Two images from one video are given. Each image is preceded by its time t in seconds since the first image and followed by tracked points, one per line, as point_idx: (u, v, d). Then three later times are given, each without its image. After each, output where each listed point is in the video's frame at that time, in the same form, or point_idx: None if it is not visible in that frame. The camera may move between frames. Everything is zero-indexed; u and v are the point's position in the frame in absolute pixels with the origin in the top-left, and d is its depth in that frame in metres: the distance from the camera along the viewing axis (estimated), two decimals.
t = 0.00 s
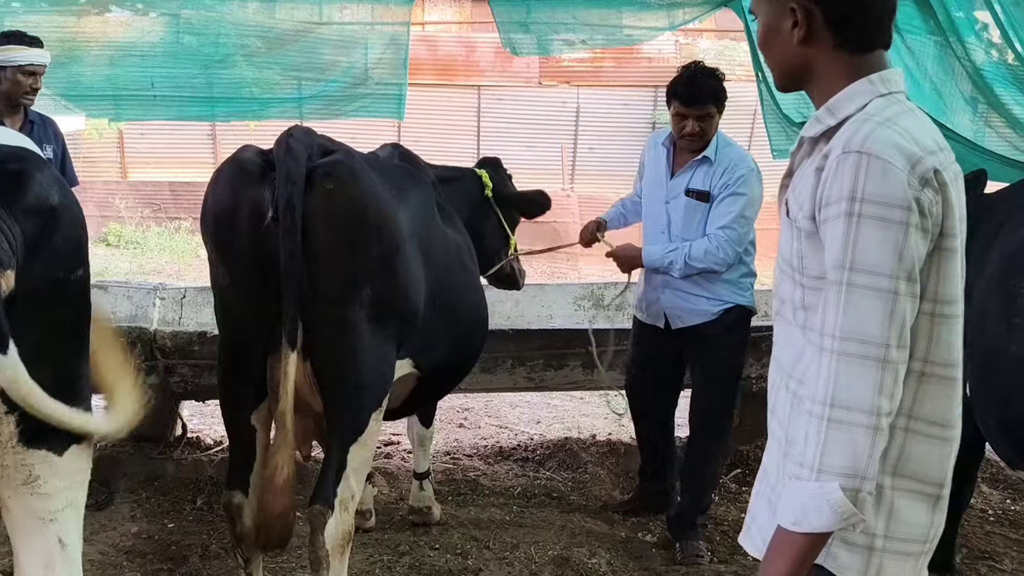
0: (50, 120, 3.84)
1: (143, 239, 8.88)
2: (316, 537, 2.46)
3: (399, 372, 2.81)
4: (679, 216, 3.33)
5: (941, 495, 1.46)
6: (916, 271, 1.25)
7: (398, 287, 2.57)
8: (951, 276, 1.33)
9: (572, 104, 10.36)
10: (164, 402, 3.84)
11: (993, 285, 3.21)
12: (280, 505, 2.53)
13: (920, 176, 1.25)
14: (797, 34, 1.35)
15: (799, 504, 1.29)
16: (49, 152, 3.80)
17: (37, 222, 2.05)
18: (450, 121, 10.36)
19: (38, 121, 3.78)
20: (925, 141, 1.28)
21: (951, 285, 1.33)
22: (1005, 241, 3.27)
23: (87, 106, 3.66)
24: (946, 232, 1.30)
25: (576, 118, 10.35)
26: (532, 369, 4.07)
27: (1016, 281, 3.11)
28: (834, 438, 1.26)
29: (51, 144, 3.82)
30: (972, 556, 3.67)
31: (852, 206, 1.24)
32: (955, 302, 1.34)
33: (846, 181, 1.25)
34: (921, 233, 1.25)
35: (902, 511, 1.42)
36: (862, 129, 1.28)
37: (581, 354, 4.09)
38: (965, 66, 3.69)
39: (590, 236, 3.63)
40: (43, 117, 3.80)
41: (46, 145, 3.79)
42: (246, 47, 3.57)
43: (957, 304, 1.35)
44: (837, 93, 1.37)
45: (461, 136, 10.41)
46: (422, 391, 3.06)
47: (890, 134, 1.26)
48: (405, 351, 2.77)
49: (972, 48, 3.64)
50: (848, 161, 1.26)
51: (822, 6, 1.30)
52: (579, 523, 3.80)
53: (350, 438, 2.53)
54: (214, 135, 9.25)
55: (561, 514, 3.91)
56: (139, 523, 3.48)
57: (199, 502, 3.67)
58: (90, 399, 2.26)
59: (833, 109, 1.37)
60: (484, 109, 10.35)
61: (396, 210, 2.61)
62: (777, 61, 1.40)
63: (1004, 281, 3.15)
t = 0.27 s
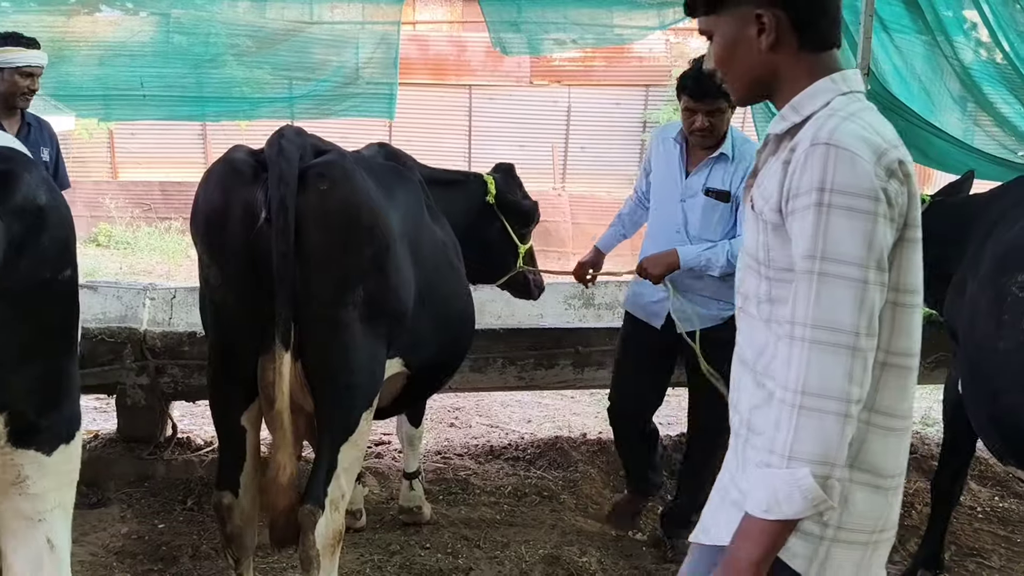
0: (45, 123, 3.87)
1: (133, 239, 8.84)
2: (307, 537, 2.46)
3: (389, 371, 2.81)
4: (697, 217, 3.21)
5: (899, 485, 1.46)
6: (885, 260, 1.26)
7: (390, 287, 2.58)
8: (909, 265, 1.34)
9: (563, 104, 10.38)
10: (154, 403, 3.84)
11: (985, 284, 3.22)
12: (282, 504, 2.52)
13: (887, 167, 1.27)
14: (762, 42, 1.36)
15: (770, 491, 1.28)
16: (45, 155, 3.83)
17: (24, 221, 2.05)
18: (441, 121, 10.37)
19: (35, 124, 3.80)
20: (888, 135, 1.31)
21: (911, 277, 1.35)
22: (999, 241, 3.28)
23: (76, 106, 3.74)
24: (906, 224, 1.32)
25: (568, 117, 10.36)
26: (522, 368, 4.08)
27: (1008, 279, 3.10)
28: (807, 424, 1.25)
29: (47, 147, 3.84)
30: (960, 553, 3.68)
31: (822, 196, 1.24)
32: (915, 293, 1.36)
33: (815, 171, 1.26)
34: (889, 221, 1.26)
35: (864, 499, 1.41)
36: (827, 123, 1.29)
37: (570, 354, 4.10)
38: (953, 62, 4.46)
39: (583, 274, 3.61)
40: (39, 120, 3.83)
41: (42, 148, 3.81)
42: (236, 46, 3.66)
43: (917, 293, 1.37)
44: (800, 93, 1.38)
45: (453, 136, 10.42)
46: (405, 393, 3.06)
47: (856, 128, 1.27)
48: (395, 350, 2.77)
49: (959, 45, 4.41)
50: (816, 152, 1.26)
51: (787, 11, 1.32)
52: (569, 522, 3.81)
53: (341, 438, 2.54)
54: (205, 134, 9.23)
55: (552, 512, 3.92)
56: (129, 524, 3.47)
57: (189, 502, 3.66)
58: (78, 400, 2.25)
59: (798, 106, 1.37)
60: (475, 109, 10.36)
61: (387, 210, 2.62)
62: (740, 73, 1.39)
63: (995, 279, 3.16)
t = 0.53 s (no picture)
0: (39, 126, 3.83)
1: (119, 239, 8.80)
2: (292, 535, 2.46)
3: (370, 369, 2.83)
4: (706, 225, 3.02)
5: (807, 487, 1.41)
6: (772, 265, 1.24)
7: (375, 286, 2.60)
8: (808, 265, 1.29)
9: (551, 104, 10.40)
10: (140, 403, 3.83)
11: (971, 280, 3.24)
12: (271, 502, 2.52)
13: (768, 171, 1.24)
14: (663, 42, 1.33)
15: (667, 500, 1.29)
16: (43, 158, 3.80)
17: (7, 221, 2.04)
18: (429, 121, 10.38)
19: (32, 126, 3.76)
20: (781, 136, 1.28)
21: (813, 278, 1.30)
22: (986, 238, 3.31)
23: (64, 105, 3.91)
24: (801, 225, 1.27)
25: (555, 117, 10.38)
26: (507, 367, 4.09)
27: (992, 274, 3.12)
28: (697, 431, 1.25)
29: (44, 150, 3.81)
30: (944, 549, 3.69)
31: (705, 202, 1.24)
32: (815, 293, 1.31)
33: (700, 177, 1.25)
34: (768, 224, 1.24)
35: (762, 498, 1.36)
36: (718, 128, 1.28)
37: (556, 352, 4.12)
38: (938, 62, 4.76)
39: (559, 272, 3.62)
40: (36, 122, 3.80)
41: (40, 151, 3.78)
42: (222, 46, 3.90)
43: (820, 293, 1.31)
44: (705, 93, 1.35)
45: (441, 135, 10.43)
46: (386, 392, 3.08)
47: (744, 132, 1.26)
48: (378, 348, 2.79)
49: (943, 45, 4.72)
50: (702, 159, 1.26)
51: (683, 13, 1.30)
52: (554, 520, 3.82)
53: (325, 436, 2.55)
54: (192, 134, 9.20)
55: (537, 510, 3.93)
56: (114, 524, 3.47)
57: (175, 502, 3.65)
58: (60, 400, 2.24)
59: (700, 108, 1.34)
60: (463, 109, 10.38)
61: (371, 209, 2.64)
62: (654, 69, 1.38)
63: (980, 275, 3.18)
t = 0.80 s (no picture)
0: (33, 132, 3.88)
1: (107, 242, 8.81)
2: (269, 533, 2.48)
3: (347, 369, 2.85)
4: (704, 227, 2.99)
5: (638, 530, 1.28)
6: (530, 297, 1.15)
7: (349, 288, 2.63)
8: (584, 296, 1.18)
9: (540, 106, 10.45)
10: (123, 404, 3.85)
11: (946, 279, 3.25)
12: (246, 504, 2.50)
13: (522, 199, 1.14)
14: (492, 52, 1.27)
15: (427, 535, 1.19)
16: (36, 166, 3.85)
17: None
18: (418, 123, 10.42)
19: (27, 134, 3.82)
20: (560, 158, 1.18)
21: (595, 308, 1.19)
22: (962, 237, 3.31)
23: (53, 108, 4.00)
24: (567, 254, 1.16)
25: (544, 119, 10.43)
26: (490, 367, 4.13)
27: (967, 273, 3.12)
28: (452, 466, 1.16)
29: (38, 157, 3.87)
30: (922, 545, 3.73)
31: (464, 235, 1.17)
32: (595, 323, 1.19)
33: (467, 207, 1.18)
34: (525, 254, 1.13)
35: (585, 537, 1.26)
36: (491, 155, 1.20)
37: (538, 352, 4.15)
38: (916, 63, 4.82)
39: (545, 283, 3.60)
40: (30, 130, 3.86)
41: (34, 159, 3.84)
42: (210, 50, 3.95)
43: (607, 324, 1.20)
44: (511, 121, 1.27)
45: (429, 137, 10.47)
46: (362, 391, 3.11)
47: (511, 156, 1.17)
48: (354, 349, 2.82)
49: (921, 47, 4.79)
50: (468, 190, 1.19)
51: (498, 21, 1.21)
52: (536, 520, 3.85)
53: (302, 436, 2.58)
54: (180, 137, 9.22)
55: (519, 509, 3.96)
56: (97, 525, 3.49)
57: (158, 503, 3.67)
58: (38, 400, 2.27)
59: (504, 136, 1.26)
60: (452, 111, 10.42)
61: (345, 211, 2.67)
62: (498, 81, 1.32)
63: (959, 272, 3.16)
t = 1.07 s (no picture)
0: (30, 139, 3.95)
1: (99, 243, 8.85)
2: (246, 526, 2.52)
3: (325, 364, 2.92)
4: (685, 222, 2.93)
5: (470, 519, 1.22)
6: (294, 281, 1.19)
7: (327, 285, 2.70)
8: (361, 283, 1.17)
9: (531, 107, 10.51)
10: (110, 402, 3.90)
11: (917, 277, 3.17)
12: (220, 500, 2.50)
13: (295, 187, 1.16)
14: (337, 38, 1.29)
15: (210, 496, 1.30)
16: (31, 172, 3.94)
17: None
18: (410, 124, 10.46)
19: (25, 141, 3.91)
20: (349, 142, 1.18)
21: (381, 294, 1.18)
22: (934, 240, 3.19)
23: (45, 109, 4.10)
24: (339, 238, 1.17)
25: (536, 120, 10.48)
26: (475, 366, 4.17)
27: (932, 276, 3.03)
28: (223, 441, 1.25)
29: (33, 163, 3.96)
30: (899, 540, 3.77)
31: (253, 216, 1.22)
32: (377, 309, 1.19)
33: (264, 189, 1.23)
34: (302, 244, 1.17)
35: (416, 523, 1.23)
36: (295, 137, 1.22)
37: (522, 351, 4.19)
38: (898, 63, 4.82)
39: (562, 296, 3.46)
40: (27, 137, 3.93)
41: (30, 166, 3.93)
42: (203, 50, 4.02)
43: (395, 309, 1.18)
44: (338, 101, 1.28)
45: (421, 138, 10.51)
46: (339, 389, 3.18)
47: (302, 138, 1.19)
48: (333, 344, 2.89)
49: (903, 47, 4.79)
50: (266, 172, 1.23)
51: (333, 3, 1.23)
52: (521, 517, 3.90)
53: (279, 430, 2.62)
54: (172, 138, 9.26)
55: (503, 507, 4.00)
56: (83, 521, 3.53)
57: (145, 499, 3.71)
58: (14, 393, 2.33)
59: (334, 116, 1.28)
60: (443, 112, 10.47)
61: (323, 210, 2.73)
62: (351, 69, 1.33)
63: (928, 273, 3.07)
